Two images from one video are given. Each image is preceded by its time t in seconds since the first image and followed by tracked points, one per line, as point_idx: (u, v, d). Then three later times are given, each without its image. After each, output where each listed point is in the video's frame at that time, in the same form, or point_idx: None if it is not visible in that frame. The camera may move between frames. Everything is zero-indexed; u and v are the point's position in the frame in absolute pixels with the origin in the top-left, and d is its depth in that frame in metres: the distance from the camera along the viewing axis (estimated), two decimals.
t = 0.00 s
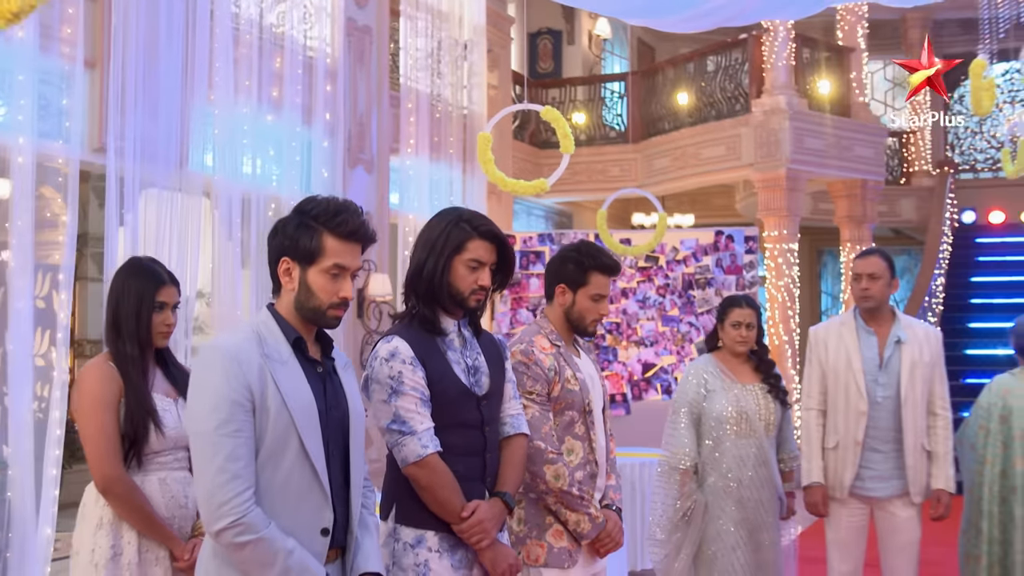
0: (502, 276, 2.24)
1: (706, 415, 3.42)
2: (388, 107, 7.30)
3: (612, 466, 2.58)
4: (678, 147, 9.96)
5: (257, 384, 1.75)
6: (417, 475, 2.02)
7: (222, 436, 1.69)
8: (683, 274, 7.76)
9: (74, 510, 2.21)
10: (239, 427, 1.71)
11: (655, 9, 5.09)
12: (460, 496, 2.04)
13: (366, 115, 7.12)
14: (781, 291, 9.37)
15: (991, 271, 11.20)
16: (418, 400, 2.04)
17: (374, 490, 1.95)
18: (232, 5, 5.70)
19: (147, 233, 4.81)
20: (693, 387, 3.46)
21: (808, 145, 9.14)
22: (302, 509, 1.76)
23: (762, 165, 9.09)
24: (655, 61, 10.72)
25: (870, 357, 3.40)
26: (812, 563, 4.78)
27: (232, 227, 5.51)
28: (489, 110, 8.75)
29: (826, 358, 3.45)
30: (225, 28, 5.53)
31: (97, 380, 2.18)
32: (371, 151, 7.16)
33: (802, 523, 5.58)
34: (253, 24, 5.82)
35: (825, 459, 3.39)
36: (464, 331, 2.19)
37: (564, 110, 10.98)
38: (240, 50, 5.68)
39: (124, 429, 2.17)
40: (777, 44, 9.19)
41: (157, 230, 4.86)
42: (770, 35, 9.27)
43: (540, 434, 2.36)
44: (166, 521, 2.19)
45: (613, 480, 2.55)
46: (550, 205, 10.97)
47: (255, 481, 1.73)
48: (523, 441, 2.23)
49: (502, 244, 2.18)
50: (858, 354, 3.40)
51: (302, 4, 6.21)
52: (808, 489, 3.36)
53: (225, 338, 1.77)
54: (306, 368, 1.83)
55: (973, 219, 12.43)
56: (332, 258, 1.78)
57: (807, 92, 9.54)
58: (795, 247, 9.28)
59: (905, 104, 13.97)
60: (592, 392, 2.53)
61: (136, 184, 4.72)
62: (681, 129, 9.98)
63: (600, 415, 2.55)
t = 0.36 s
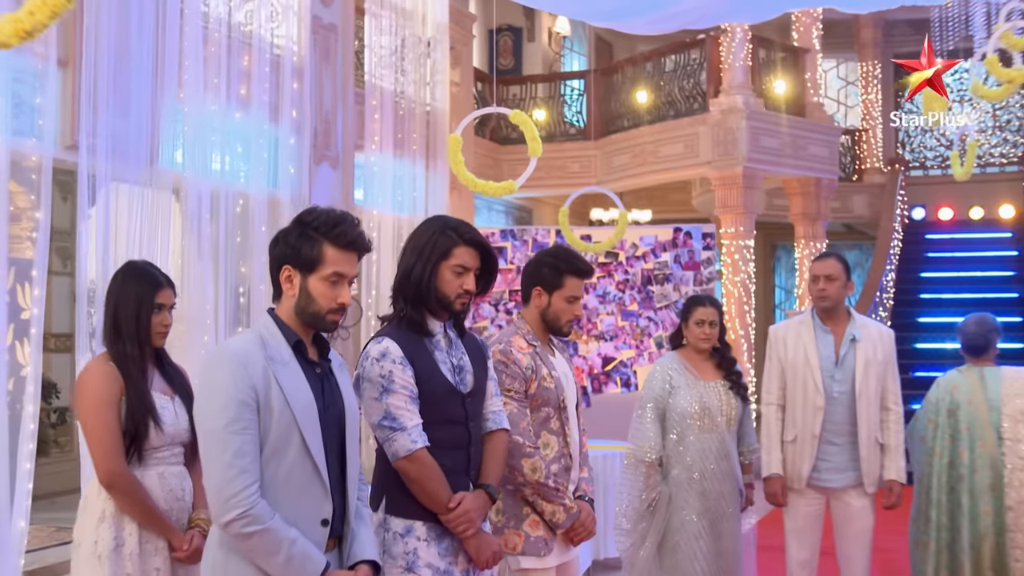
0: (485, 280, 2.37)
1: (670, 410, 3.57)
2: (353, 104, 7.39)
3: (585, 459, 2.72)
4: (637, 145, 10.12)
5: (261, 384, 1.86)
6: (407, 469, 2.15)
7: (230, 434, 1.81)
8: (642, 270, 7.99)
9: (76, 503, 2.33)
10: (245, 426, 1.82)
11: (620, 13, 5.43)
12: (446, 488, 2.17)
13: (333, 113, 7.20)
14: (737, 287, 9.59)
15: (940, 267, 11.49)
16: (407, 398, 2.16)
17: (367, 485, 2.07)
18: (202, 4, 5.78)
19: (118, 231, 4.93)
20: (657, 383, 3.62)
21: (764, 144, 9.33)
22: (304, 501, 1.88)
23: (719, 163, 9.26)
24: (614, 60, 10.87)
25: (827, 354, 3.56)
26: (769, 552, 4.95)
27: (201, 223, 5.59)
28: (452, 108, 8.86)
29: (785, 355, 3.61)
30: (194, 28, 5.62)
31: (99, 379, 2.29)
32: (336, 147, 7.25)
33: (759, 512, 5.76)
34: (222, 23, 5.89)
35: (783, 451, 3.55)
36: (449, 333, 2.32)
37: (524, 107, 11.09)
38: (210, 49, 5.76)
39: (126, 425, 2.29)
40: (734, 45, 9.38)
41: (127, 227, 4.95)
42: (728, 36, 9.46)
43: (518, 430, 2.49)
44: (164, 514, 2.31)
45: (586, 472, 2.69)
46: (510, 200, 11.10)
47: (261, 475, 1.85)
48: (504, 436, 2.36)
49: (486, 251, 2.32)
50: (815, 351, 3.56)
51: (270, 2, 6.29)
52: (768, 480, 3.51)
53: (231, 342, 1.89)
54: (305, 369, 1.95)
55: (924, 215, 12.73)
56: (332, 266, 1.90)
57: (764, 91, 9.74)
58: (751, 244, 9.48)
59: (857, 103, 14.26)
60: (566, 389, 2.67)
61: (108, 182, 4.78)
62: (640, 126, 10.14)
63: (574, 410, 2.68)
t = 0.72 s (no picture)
0: (474, 287, 2.50)
1: (643, 408, 3.72)
2: (324, 106, 7.49)
3: (564, 455, 2.86)
4: (604, 147, 10.28)
5: (270, 386, 1.98)
6: (402, 466, 2.27)
7: (242, 433, 1.93)
8: (610, 269, 8.19)
9: (83, 499, 2.43)
10: (255, 425, 1.94)
11: (592, 19, 5.75)
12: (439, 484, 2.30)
13: (307, 115, 7.30)
14: (702, 286, 9.77)
15: (900, 266, 11.74)
16: (402, 399, 2.29)
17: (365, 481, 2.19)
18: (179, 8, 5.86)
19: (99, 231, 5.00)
20: (630, 382, 3.76)
21: (728, 146, 9.51)
22: (309, 496, 2.00)
23: (685, 165, 9.43)
24: (581, 62, 11.02)
25: (793, 354, 3.72)
26: (737, 545, 5.11)
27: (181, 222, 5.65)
28: (422, 109, 8.98)
29: (753, 356, 3.76)
30: (171, 29, 5.69)
31: (104, 381, 2.40)
32: (309, 148, 7.35)
33: (725, 506, 5.92)
34: (199, 27, 5.97)
35: (751, 448, 3.71)
36: (441, 335, 2.46)
37: (493, 108, 11.20)
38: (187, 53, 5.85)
39: (130, 425, 2.40)
40: (700, 50, 9.56)
41: (108, 227, 5.00)
42: (693, 41, 9.63)
43: (504, 428, 2.62)
44: (166, 509, 2.42)
45: (565, 468, 2.84)
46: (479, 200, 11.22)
47: (270, 472, 1.97)
48: (491, 434, 2.50)
49: (475, 259, 2.46)
50: (782, 352, 3.72)
51: (245, 5, 6.38)
52: (736, 476, 3.67)
53: (241, 347, 2.00)
54: (309, 371, 2.07)
55: (883, 216, 12.99)
56: (335, 276, 2.02)
57: (728, 95, 9.94)
58: (715, 244, 9.66)
59: (818, 104, 14.47)
60: (547, 389, 2.80)
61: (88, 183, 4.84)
62: (608, 128, 10.30)
63: (553, 409, 2.82)
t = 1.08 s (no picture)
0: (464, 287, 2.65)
1: (616, 401, 3.87)
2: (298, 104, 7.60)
3: (546, 446, 3.01)
4: (574, 144, 10.45)
5: (276, 382, 2.11)
6: (396, 456, 2.41)
7: (251, 427, 2.05)
8: (579, 265, 8.34)
9: (91, 489, 2.56)
10: (263, 419, 2.07)
11: (567, 22, 5.94)
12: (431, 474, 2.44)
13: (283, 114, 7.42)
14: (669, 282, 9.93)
15: (862, 261, 11.99)
16: (396, 393, 2.44)
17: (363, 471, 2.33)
18: (158, 8, 5.95)
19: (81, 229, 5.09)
20: (604, 376, 3.91)
21: (695, 144, 9.70)
22: (313, 486, 2.14)
23: (653, 163, 9.61)
24: (550, 60, 11.16)
25: (760, 350, 3.89)
26: (707, 533, 5.28)
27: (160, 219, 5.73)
28: (394, 106, 9.09)
29: (722, 351, 3.93)
30: (150, 29, 5.78)
31: (111, 376, 2.51)
32: (284, 146, 7.45)
33: (695, 496, 6.10)
34: (177, 27, 6.07)
35: (721, 439, 3.87)
36: (431, 334, 2.62)
37: (463, 105, 11.32)
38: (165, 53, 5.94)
39: (136, 418, 2.52)
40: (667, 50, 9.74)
41: (90, 224, 5.08)
42: (661, 41, 9.80)
43: (489, 420, 2.77)
44: (169, 499, 2.55)
45: (546, 459, 2.98)
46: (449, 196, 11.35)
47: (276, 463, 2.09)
48: (478, 426, 2.66)
49: (465, 261, 2.61)
50: (750, 348, 3.88)
51: (223, 5, 6.47)
52: (706, 466, 3.83)
53: (248, 346, 2.13)
54: (312, 368, 2.20)
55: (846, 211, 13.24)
56: (337, 279, 2.14)
57: (695, 94, 10.13)
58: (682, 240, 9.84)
59: (783, 101, 14.63)
60: (530, 383, 2.95)
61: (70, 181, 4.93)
62: (577, 126, 10.46)
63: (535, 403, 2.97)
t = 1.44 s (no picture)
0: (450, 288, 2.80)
1: (588, 396, 4.01)
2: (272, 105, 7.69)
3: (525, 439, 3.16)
4: (543, 144, 10.60)
5: (278, 380, 2.24)
6: (387, 450, 2.56)
7: (255, 421, 2.18)
8: (549, 263, 8.50)
9: (93, 481, 2.67)
10: (267, 414, 2.20)
11: (541, 26, 6.11)
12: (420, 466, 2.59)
13: (257, 113, 7.52)
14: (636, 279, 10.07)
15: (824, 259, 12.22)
16: (387, 390, 2.58)
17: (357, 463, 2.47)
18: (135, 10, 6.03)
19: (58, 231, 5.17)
20: (576, 372, 4.05)
21: (662, 145, 9.89)
22: (312, 477, 2.28)
23: (620, 163, 9.78)
24: (519, 60, 11.29)
25: (727, 347, 4.06)
26: (674, 525, 5.45)
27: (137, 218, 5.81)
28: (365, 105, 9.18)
29: (691, 348, 4.09)
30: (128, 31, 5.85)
31: (113, 374, 2.63)
32: (258, 145, 7.54)
33: (663, 490, 6.26)
34: (154, 29, 6.15)
35: (690, 433, 4.03)
36: (419, 333, 2.76)
37: (433, 104, 11.43)
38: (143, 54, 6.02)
39: (137, 414, 2.64)
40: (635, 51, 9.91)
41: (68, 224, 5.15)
42: (628, 43, 9.97)
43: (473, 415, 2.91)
44: (169, 491, 2.67)
45: (526, 451, 3.13)
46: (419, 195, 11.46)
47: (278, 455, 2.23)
48: (462, 421, 2.81)
49: (451, 264, 2.76)
50: (717, 345, 4.05)
51: (198, 7, 6.56)
52: (676, 459, 4.00)
53: (252, 346, 2.26)
54: (311, 366, 2.33)
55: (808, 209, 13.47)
56: (336, 282, 2.28)
57: (662, 95, 10.30)
58: (649, 239, 9.99)
59: (747, 101, 14.91)
60: (510, 380, 3.10)
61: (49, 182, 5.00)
62: (546, 126, 10.61)
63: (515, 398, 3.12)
